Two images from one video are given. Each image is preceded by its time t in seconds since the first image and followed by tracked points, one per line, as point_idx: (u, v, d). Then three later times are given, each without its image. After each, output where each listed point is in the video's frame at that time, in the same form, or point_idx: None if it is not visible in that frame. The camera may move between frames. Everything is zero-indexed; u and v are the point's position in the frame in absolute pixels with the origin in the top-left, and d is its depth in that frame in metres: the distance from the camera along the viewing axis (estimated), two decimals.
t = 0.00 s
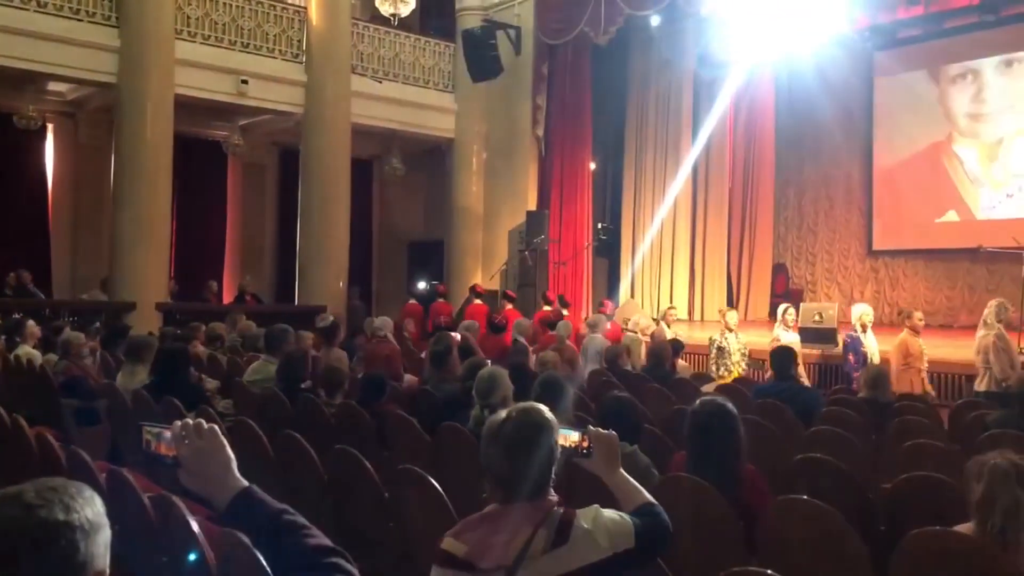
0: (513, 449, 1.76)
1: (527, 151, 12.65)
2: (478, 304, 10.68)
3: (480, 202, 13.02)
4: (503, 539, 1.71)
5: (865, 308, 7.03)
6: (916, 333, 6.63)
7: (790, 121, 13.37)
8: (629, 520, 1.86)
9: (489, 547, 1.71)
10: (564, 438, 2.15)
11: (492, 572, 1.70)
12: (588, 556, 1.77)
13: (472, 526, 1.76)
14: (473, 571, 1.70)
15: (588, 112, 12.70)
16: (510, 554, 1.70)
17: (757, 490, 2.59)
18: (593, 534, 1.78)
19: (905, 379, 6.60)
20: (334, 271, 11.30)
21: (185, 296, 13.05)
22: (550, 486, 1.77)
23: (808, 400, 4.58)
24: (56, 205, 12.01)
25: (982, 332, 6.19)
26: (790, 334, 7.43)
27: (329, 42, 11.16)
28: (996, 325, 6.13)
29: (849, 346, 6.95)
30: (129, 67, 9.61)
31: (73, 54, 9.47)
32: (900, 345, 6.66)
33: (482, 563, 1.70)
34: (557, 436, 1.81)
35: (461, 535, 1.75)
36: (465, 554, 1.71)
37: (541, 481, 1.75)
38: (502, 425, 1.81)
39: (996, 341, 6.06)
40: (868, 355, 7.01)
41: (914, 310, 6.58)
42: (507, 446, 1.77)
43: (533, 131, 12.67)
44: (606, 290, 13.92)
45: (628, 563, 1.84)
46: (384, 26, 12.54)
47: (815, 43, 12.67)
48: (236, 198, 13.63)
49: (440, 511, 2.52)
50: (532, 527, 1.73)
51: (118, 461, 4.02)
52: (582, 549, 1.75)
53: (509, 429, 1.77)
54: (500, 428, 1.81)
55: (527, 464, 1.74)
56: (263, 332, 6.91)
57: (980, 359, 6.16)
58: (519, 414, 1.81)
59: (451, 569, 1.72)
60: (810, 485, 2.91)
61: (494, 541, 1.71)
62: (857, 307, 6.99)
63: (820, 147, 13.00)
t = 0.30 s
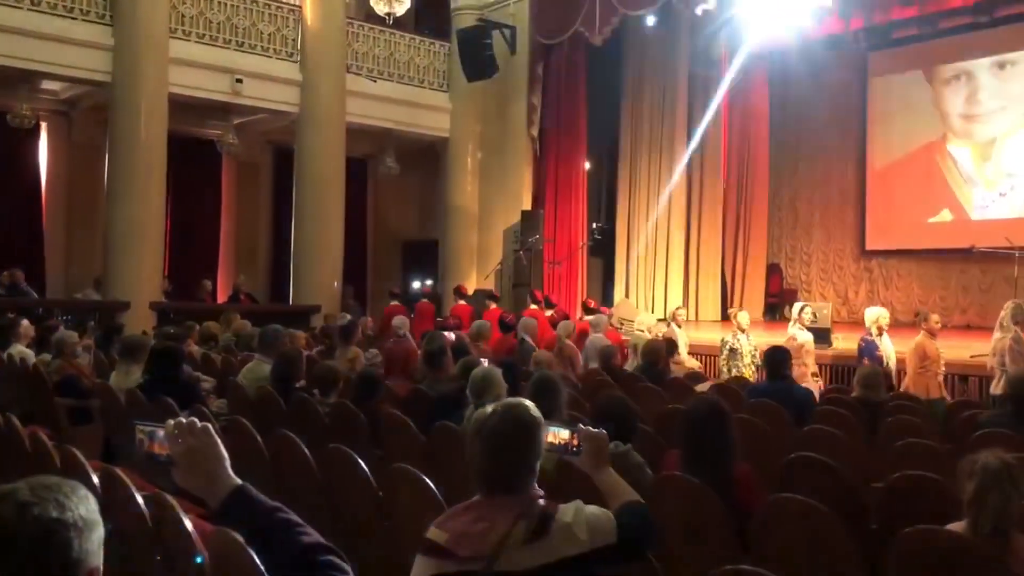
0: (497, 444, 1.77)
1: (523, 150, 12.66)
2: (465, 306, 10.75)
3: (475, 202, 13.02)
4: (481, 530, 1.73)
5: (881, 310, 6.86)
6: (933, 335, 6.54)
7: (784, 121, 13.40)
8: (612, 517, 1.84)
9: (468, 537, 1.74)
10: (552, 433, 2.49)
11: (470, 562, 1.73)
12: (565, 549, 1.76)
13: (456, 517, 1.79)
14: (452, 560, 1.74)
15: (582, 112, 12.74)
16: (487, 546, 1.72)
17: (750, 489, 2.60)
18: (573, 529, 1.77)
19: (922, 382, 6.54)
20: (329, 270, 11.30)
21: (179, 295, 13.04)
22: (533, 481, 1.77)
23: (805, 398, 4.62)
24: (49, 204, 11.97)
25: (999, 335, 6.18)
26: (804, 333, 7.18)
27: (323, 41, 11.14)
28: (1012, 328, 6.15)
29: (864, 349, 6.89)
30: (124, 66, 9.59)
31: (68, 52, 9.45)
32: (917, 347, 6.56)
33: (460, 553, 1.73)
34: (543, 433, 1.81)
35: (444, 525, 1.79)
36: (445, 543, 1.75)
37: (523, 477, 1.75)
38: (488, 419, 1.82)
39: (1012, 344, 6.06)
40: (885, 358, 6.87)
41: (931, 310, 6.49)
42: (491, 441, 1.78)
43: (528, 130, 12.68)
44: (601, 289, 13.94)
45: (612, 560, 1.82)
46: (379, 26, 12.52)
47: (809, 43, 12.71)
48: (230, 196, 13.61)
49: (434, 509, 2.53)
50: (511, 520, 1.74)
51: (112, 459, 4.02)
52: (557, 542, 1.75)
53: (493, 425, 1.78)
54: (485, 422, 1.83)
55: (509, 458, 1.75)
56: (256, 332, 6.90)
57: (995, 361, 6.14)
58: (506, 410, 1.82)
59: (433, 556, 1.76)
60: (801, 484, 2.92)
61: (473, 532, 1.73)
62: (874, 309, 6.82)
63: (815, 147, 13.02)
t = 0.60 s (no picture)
0: (482, 437, 1.77)
1: (518, 148, 12.67)
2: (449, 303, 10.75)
3: (470, 200, 13.03)
4: (463, 519, 1.76)
5: (895, 306, 6.66)
6: (948, 333, 6.51)
7: (779, 119, 13.41)
8: (595, 512, 1.85)
9: (450, 524, 1.77)
10: (546, 430, 2.92)
11: (451, 548, 1.76)
12: (545, 540, 1.78)
13: (441, 505, 1.82)
14: (433, 546, 1.77)
15: (577, 111, 12.75)
16: (467, 534, 1.75)
17: (742, 486, 2.61)
18: (552, 520, 1.79)
19: (939, 379, 6.53)
20: (323, 268, 11.30)
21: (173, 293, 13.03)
22: (517, 474, 1.78)
23: (800, 396, 4.62)
24: (43, 202, 11.95)
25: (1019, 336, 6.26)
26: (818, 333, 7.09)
27: (318, 38, 11.14)
28: None
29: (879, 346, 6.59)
30: (118, 64, 9.57)
31: (62, 50, 9.42)
32: (932, 344, 6.53)
33: (441, 538, 1.77)
34: (529, 429, 1.81)
35: (429, 511, 1.82)
36: (428, 529, 1.79)
37: (506, 470, 1.76)
38: (476, 412, 1.83)
39: None
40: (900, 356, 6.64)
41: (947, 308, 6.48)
42: (476, 432, 1.79)
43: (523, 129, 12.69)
44: (595, 288, 13.96)
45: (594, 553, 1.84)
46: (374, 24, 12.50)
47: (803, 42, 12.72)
48: (224, 194, 13.59)
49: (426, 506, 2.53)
50: (491, 509, 1.76)
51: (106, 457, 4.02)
52: (537, 536, 1.77)
53: (480, 419, 1.78)
54: (472, 414, 1.83)
55: (491, 453, 1.76)
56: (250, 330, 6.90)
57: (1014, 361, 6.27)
58: (494, 404, 1.82)
59: (416, 541, 1.79)
60: (792, 481, 2.93)
61: (454, 520, 1.76)
62: (887, 306, 6.61)
63: (809, 146, 13.04)
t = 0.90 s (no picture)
0: (469, 432, 1.79)
1: (512, 146, 12.68)
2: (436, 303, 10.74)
3: (465, 197, 13.03)
4: (451, 509, 1.77)
5: (909, 304, 6.57)
6: (963, 333, 6.47)
7: (773, 117, 13.40)
8: (583, 505, 1.81)
9: (439, 515, 1.79)
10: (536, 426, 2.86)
11: (439, 539, 1.78)
12: (530, 531, 1.77)
13: (432, 496, 1.83)
14: (422, 536, 1.79)
15: (571, 108, 12.77)
16: (454, 525, 1.77)
17: (734, 483, 2.62)
18: (537, 512, 1.77)
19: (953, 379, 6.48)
20: (318, 265, 11.29)
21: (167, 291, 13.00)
22: (504, 469, 1.79)
23: (790, 393, 4.63)
24: (36, 199, 11.90)
25: None
26: (831, 332, 7.09)
27: (312, 35, 11.14)
28: None
29: (895, 344, 6.43)
30: (111, 61, 9.53)
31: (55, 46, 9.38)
32: (946, 346, 6.49)
33: (429, 529, 1.79)
34: (518, 425, 1.81)
35: (420, 502, 1.84)
36: (417, 519, 1.80)
37: (493, 465, 1.76)
38: (465, 407, 1.84)
39: None
40: (916, 355, 6.49)
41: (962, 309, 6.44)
42: (464, 427, 1.80)
43: (518, 126, 12.72)
44: (590, 285, 13.96)
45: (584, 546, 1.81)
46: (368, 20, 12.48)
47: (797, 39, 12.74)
48: (218, 191, 13.56)
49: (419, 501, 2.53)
50: (477, 502, 1.77)
51: (97, 455, 3.99)
52: (522, 527, 1.76)
53: (467, 414, 1.80)
54: (461, 410, 1.84)
55: (477, 445, 1.77)
56: (244, 327, 6.89)
57: None
58: (483, 400, 1.83)
59: (406, 532, 1.81)
60: (784, 478, 2.93)
61: (441, 510, 1.78)
62: (904, 304, 6.48)
63: (804, 143, 13.03)
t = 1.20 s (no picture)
0: (459, 425, 1.79)
1: (504, 142, 12.67)
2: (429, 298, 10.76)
3: (456, 193, 12.99)
4: (443, 501, 1.77)
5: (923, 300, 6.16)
6: (976, 327, 6.22)
7: (764, 113, 13.41)
8: (575, 495, 1.83)
9: (432, 506, 1.78)
10: (532, 421, 2.60)
11: (431, 531, 1.77)
12: (522, 521, 1.77)
13: (425, 490, 1.83)
14: (415, 528, 1.78)
15: (563, 105, 12.78)
16: (447, 516, 1.76)
17: (724, 479, 2.63)
18: (530, 502, 1.77)
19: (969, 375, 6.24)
20: (309, 262, 11.27)
21: (158, 288, 12.97)
22: (496, 462, 1.79)
23: (780, 387, 4.63)
24: (26, 196, 11.85)
25: None
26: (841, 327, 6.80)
27: (303, 31, 11.10)
28: None
29: (910, 343, 6.09)
30: (101, 57, 9.49)
31: (44, 42, 9.33)
32: (962, 342, 6.22)
33: (421, 521, 1.78)
34: (508, 419, 1.82)
35: (413, 495, 1.83)
36: (411, 511, 1.80)
37: (484, 456, 1.76)
38: (456, 402, 1.84)
39: None
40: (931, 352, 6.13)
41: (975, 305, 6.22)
42: (455, 422, 1.81)
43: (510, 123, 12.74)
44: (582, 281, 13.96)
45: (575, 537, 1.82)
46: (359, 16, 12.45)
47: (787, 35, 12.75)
48: (209, 188, 13.51)
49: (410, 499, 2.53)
50: (469, 494, 1.76)
51: (87, 452, 3.98)
52: (515, 517, 1.76)
53: (457, 408, 1.80)
54: (452, 406, 1.84)
55: (470, 437, 1.77)
56: (234, 324, 6.88)
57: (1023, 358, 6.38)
58: (473, 395, 1.83)
59: (399, 525, 1.80)
60: (775, 473, 2.94)
61: (434, 502, 1.77)
62: (919, 301, 6.08)
63: (795, 139, 13.04)
